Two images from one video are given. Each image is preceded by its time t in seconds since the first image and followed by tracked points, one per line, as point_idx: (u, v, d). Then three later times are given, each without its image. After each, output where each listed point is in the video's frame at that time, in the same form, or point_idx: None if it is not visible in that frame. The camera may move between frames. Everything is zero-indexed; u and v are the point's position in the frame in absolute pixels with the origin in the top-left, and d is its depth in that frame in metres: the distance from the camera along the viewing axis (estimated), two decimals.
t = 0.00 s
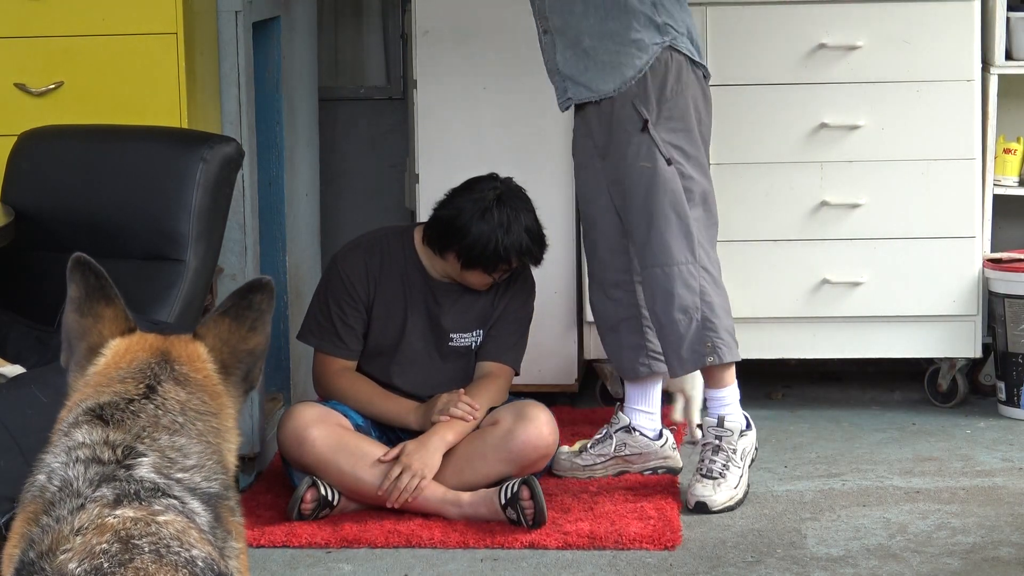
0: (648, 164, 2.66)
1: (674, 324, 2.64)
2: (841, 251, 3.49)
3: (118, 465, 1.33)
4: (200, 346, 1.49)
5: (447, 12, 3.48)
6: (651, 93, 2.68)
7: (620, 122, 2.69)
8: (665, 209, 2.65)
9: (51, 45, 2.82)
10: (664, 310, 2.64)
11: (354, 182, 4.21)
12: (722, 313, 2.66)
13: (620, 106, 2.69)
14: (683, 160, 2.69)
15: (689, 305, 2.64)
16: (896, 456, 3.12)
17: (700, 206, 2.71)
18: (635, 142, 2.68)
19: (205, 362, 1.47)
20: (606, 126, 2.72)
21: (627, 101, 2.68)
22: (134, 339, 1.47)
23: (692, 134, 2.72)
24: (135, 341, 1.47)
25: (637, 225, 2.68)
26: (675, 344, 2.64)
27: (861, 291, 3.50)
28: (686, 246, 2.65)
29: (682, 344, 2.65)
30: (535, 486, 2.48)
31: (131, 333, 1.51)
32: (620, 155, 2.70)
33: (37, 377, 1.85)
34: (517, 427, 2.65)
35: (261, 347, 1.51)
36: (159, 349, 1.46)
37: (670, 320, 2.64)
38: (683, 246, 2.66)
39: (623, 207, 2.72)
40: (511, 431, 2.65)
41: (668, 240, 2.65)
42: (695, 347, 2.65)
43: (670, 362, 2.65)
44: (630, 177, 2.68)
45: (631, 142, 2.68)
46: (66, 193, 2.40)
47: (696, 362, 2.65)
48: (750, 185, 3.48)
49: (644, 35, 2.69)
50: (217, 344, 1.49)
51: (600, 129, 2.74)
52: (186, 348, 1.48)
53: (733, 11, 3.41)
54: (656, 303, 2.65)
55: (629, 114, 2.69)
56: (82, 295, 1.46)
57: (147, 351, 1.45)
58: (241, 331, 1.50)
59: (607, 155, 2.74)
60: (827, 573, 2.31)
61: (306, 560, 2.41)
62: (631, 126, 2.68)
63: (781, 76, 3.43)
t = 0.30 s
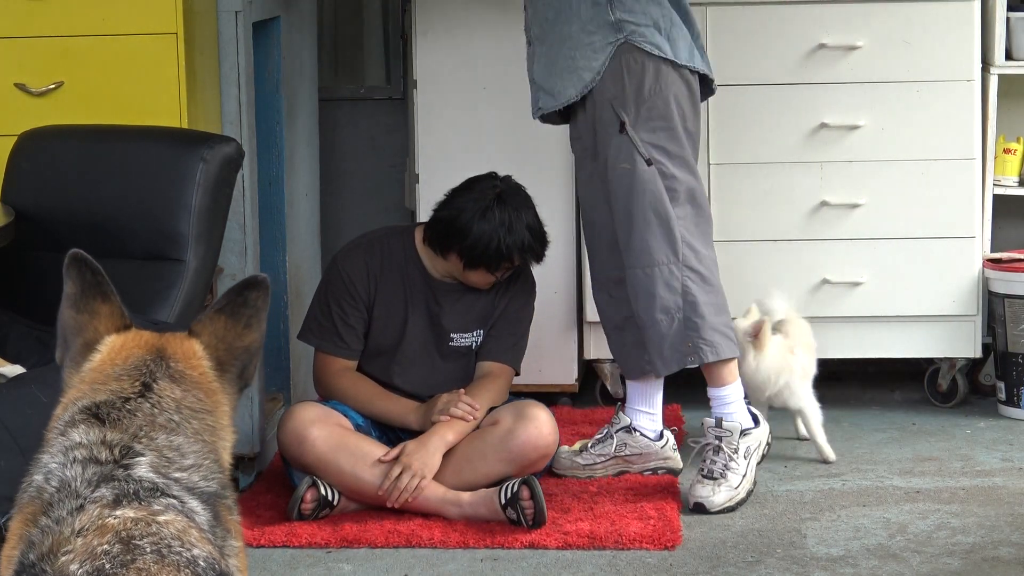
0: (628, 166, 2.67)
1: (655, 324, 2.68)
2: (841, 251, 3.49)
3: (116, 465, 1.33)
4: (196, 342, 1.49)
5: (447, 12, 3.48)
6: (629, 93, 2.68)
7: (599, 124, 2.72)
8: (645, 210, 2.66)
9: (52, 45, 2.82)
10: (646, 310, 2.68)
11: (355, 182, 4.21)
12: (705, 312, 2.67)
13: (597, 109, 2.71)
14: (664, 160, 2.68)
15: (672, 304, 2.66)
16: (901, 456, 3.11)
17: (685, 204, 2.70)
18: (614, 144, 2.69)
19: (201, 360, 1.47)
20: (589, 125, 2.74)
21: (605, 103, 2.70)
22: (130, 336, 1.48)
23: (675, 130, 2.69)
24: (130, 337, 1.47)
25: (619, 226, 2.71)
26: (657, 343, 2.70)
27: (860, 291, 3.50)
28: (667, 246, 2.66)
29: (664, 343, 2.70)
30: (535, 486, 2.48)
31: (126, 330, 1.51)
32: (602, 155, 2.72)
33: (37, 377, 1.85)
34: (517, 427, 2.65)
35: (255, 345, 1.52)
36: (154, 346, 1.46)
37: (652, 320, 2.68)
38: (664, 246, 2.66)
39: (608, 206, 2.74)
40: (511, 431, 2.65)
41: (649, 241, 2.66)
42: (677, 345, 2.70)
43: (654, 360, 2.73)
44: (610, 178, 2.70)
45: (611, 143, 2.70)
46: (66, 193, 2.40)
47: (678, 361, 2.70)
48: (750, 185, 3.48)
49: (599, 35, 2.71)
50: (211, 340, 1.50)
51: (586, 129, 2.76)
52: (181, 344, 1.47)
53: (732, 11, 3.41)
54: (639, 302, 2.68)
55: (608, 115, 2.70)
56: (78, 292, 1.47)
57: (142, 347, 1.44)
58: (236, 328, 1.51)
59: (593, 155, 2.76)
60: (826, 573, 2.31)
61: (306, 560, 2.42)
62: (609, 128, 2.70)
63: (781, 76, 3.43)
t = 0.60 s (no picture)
0: (636, 153, 2.67)
1: (665, 311, 2.64)
2: (841, 251, 3.49)
3: (113, 465, 1.33)
4: (191, 339, 1.48)
5: (447, 12, 3.48)
6: (636, 82, 2.68)
7: (606, 114, 2.71)
8: (654, 196, 2.66)
9: (51, 45, 2.82)
10: (656, 296, 2.64)
11: (355, 182, 4.21)
12: (715, 299, 2.64)
13: (605, 98, 2.71)
14: (672, 148, 2.69)
15: (683, 290, 2.64)
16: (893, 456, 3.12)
17: (691, 192, 2.69)
18: (622, 132, 2.69)
19: (197, 360, 1.47)
20: (594, 116, 2.73)
21: (612, 92, 2.69)
22: (125, 334, 1.48)
23: (680, 122, 2.71)
24: (126, 336, 1.47)
25: (628, 214, 2.69)
26: (667, 332, 2.65)
27: (860, 290, 3.50)
28: (677, 233, 2.65)
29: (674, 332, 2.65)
30: (535, 486, 2.48)
31: (122, 329, 1.51)
32: (609, 144, 2.71)
33: (37, 377, 1.86)
34: (517, 428, 2.65)
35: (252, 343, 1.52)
36: (150, 344, 1.45)
37: (662, 307, 2.64)
38: (673, 233, 2.65)
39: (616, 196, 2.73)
40: (511, 431, 2.65)
41: (659, 228, 2.65)
42: (686, 334, 2.65)
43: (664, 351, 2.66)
44: (619, 166, 2.69)
45: (619, 131, 2.69)
46: (65, 193, 2.40)
47: (689, 350, 2.64)
48: (750, 185, 3.48)
49: (606, 30, 2.70)
50: (206, 340, 1.49)
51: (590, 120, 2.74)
52: (176, 342, 1.47)
53: (733, 11, 3.40)
54: (649, 289, 2.65)
55: (616, 103, 2.69)
56: (74, 292, 1.48)
57: (138, 346, 1.44)
58: (232, 326, 1.50)
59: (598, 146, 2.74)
60: (826, 573, 2.31)
61: (306, 560, 2.42)
62: (617, 117, 2.70)
63: (781, 76, 3.43)
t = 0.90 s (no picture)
0: (659, 146, 2.66)
1: (690, 304, 2.61)
2: (841, 251, 3.49)
3: (115, 465, 1.33)
4: (196, 339, 1.49)
5: (447, 12, 3.48)
6: (658, 77, 2.70)
7: (626, 108, 2.70)
8: (679, 189, 2.64)
9: (51, 45, 2.82)
10: (679, 289, 2.61)
11: (355, 182, 4.21)
12: (736, 294, 2.64)
13: (626, 93, 2.70)
14: (691, 144, 2.70)
15: (707, 284, 2.62)
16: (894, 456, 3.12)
17: (708, 187, 2.71)
18: (644, 125, 2.68)
19: (203, 358, 1.48)
20: (611, 111, 2.73)
21: (632, 85, 2.70)
22: (131, 334, 1.48)
23: (697, 118, 2.74)
24: (131, 336, 1.48)
25: (650, 208, 2.67)
26: (691, 326, 2.61)
27: (861, 290, 3.49)
28: (700, 227, 2.64)
29: (698, 326, 2.62)
30: (535, 486, 2.48)
31: (127, 329, 1.52)
32: (630, 137, 2.69)
33: (38, 377, 1.86)
34: (517, 427, 2.65)
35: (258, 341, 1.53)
36: (155, 344, 1.46)
37: (686, 300, 2.61)
38: (697, 227, 2.64)
39: (633, 191, 2.70)
40: (511, 431, 2.65)
41: (682, 221, 2.63)
42: (711, 328, 2.62)
43: (687, 346, 2.63)
44: (642, 159, 2.67)
45: (641, 125, 2.68)
46: (66, 193, 2.40)
47: (714, 342, 2.62)
48: (751, 185, 3.49)
49: (625, 24, 2.71)
50: (213, 338, 1.51)
51: (607, 114, 2.73)
52: (181, 342, 1.48)
53: (733, 11, 3.41)
54: (673, 282, 2.62)
55: (636, 97, 2.69)
56: (77, 292, 1.48)
57: (143, 346, 1.45)
58: (239, 324, 1.52)
59: (613, 142, 2.72)
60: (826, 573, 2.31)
61: (306, 560, 2.41)
62: (638, 111, 2.69)
63: (781, 76, 3.43)
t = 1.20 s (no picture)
0: (657, 153, 2.66)
1: (693, 311, 2.61)
2: (841, 251, 3.49)
3: (116, 466, 1.33)
4: (200, 341, 1.49)
5: (448, 12, 3.48)
6: (654, 83, 2.69)
7: (623, 114, 2.70)
8: (677, 196, 2.65)
9: (51, 45, 2.82)
10: (681, 295, 2.62)
11: (355, 182, 4.21)
12: (736, 298, 2.66)
13: (623, 100, 2.70)
14: (686, 149, 2.70)
15: (708, 289, 2.63)
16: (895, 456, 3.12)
17: (704, 193, 2.72)
18: (641, 132, 2.68)
19: (205, 359, 1.47)
20: (607, 118, 2.72)
21: (629, 92, 2.69)
22: (135, 336, 1.48)
23: (693, 124, 2.75)
24: (135, 337, 1.47)
25: (649, 215, 2.67)
26: (694, 332, 2.62)
27: (861, 291, 3.49)
28: (699, 233, 2.65)
29: (700, 332, 2.62)
30: (535, 486, 2.48)
31: (133, 330, 1.51)
32: (628, 145, 2.68)
33: (37, 377, 1.86)
34: (517, 427, 2.65)
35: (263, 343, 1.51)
36: (159, 346, 1.46)
37: (689, 307, 2.61)
38: (696, 233, 2.65)
39: (632, 198, 2.69)
40: (511, 431, 2.64)
41: (682, 227, 2.64)
42: (714, 333, 2.63)
43: (690, 350, 2.64)
44: (640, 167, 2.67)
45: (638, 132, 2.68)
46: (65, 193, 2.40)
47: (718, 347, 2.63)
48: (751, 185, 3.49)
49: (624, 29, 2.69)
50: (216, 342, 1.49)
51: (603, 120, 2.73)
52: (184, 344, 1.47)
53: (733, 11, 3.41)
54: (675, 289, 2.62)
55: (633, 104, 2.69)
56: (83, 294, 1.48)
57: (147, 348, 1.44)
58: (243, 326, 1.51)
59: (610, 149, 2.72)
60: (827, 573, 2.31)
61: (306, 560, 2.41)
62: (635, 118, 2.68)
63: (781, 77, 3.43)
